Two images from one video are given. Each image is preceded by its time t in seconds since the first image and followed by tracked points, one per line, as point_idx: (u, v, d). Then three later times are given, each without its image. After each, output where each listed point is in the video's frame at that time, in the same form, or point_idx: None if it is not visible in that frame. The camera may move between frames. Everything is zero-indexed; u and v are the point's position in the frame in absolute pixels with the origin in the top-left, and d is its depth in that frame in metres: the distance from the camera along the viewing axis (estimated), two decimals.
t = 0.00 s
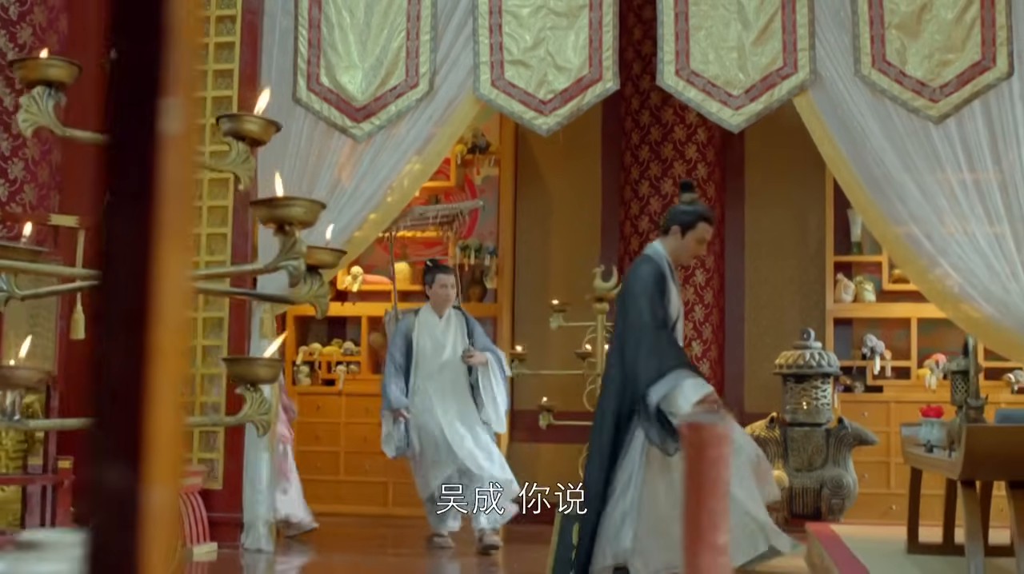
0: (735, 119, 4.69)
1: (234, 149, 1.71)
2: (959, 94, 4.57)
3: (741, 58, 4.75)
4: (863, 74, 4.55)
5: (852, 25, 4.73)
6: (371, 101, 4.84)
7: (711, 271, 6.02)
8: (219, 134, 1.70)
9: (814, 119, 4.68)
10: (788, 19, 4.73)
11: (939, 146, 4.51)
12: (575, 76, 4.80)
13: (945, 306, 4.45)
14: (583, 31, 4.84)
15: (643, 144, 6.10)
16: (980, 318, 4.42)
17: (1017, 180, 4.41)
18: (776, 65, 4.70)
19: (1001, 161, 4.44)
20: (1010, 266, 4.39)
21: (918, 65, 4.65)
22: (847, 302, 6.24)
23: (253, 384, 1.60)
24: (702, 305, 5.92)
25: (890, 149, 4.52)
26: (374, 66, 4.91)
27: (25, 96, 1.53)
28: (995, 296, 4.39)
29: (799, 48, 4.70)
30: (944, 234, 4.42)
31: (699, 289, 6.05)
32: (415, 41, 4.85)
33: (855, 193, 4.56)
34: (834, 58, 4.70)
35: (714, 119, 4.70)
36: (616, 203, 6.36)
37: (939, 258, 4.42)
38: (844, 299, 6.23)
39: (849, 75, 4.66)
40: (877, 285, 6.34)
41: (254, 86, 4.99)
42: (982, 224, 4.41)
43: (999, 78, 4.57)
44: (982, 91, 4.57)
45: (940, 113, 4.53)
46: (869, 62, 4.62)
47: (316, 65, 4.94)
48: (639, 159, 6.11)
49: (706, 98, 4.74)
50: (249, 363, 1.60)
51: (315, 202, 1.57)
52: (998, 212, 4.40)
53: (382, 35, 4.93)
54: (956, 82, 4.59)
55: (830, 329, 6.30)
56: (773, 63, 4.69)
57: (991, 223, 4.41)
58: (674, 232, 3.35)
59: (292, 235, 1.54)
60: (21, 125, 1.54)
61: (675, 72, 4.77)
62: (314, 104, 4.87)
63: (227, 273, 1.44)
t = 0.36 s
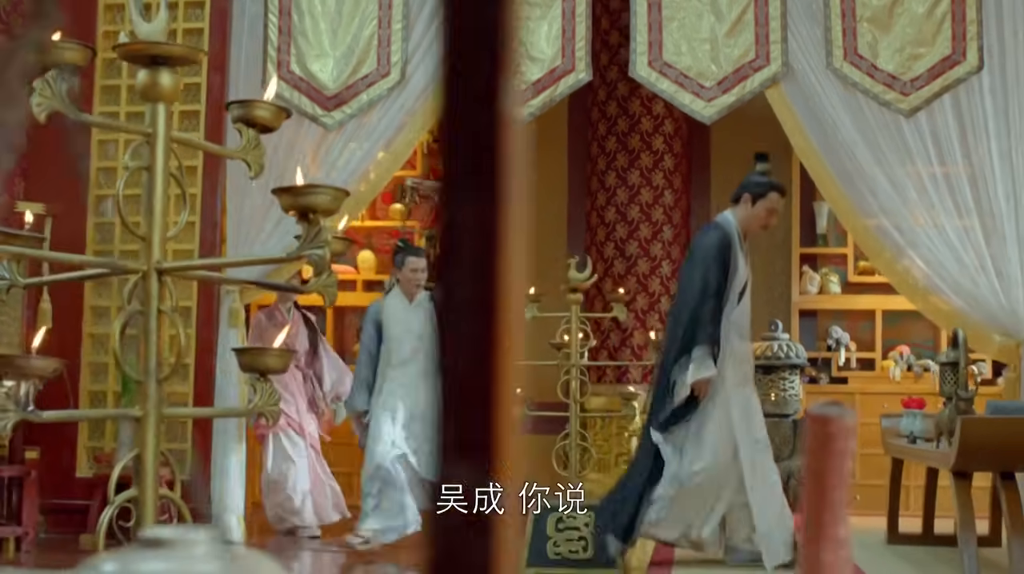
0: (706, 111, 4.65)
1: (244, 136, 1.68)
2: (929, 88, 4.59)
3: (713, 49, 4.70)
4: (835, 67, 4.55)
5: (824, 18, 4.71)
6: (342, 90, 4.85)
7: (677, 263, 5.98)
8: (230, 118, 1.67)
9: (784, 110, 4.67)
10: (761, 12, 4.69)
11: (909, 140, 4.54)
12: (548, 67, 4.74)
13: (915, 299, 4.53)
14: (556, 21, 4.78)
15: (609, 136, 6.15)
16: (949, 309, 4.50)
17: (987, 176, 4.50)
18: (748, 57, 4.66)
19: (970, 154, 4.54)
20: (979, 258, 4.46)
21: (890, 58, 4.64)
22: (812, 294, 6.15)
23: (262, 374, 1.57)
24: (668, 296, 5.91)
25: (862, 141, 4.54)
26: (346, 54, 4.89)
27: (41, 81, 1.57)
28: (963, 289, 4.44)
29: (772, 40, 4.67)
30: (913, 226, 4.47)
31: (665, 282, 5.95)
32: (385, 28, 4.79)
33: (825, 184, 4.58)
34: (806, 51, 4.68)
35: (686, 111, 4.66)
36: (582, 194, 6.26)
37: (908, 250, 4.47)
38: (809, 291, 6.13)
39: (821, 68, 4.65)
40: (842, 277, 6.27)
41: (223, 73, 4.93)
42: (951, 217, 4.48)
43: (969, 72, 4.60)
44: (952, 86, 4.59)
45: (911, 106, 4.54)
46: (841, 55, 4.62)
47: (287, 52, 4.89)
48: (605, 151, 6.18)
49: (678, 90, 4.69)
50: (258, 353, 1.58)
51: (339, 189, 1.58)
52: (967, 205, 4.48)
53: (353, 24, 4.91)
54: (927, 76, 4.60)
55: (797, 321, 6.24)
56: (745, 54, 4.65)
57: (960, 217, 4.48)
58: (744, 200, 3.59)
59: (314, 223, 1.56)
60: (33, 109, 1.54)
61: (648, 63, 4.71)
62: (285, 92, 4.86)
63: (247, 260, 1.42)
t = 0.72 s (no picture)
0: (677, 105, 4.65)
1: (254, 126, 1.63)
2: (898, 84, 4.56)
3: (685, 44, 4.70)
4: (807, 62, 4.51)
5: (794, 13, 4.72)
6: (312, 81, 4.80)
7: (642, 256, 5.85)
8: (238, 110, 1.63)
9: (755, 103, 4.68)
10: (731, 6, 4.70)
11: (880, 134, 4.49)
12: (519, 60, 4.75)
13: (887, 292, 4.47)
14: (527, 14, 4.77)
15: (576, 128, 5.92)
16: (916, 304, 4.53)
17: (956, 171, 4.54)
18: (720, 52, 4.67)
19: (939, 149, 4.55)
20: (945, 252, 4.50)
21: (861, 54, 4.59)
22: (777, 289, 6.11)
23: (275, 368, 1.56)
24: (634, 289, 5.78)
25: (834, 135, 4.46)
26: (317, 45, 4.85)
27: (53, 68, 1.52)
28: (931, 282, 4.49)
29: (743, 34, 4.68)
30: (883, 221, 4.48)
31: (630, 275, 5.81)
32: (358, 20, 4.84)
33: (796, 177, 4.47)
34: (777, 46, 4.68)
35: (657, 105, 4.65)
36: (548, 186, 6.07)
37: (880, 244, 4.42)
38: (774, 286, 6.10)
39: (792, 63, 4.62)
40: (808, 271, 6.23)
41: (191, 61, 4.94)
42: (920, 212, 4.50)
43: (938, 68, 4.59)
44: (921, 81, 4.57)
45: (880, 102, 4.49)
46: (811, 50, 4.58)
47: (256, 43, 4.86)
48: (572, 143, 5.92)
49: (650, 83, 4.68)
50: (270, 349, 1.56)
51: (363, 182, 1.54)
52: (936, 200, 4.52)
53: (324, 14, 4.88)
54: (896, 72, 4.57)
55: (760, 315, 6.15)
56: (716, 49, 4.66)
57: (929, 211, 4.52)
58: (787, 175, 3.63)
59: (337, 213, 1.49)
60: (48, 98, 1.48)
61: (619, 56, 4.71)
62: (253, 83, 4.81)
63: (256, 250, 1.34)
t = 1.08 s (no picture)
0: (645, 101, 4.58)
1: (254, 118, 1.60)
2: (864, 82, 4.58)
3: (651, 40, 4.64)
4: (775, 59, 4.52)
5: (761, 11, 4.68)
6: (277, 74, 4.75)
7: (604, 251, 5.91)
8: (237, 103, 1.59)
9: (722, 101, 4.63)
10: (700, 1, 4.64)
11: (844, 132, 4.54)
12: (487, 55, 4.76)
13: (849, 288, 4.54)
14: (494, 10, 4.78)
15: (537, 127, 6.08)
16: (880, 301, 4.51)
17: (919, 169, 4.53)
18: (686, 48, 4.60)
19: (903, 147, 4.55)
20: (909, 249, 4.46)
21: (826, 52, 4.63)
22: (740, 284, 5.78)
23: (271, 363, 1.55)
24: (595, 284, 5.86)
25: (798, 133, 4.52)
26: (281, 37, 4.81)
27: (55, 59, 1.47)
28: (895, 279, 4.42)
29: (710, 31, 4.62)
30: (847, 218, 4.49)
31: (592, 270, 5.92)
32: (322, 12, 4.78)
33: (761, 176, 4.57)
34: (744, 44, 4.65)
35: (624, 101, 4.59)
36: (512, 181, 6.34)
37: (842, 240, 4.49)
38: (737, 280, 5.77)
39: (758, 60, 4.62)
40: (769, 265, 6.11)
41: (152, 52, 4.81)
42: (885, 210, 4.49)
43: (903, 66, 4.61)
44: (886, 79, 4.60)
45: (845, 99, 4.54)
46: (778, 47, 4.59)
47: (220, 34, 4.82)
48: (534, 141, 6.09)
49: (617, 79, 4.62)
50: (267, 341, 1.56)
51: (372, 176, 1.48)
52: (900, 198, 4.51)
53: (290, 6, 4.84)
54: (862, 69, 4.60)
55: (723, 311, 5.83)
56: (683, 45, 4.59)
57: (893, 209, 4.50)
58: (846, 167, 3.11)
59: (348, 207, 1.45)
60: (51, 88, 1.45)
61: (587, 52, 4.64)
62: (218, 75, 4.77)
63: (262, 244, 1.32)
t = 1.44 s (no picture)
0: (612, 98, 4.60)
1: (245, 112, 1.58)
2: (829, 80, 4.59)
3: (619, 37, 4.65)
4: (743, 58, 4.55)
5: (727, 9, 4.70)
6: (243, 68, 4.74)
7: (568, 248, 5.98)
8: (228, 97, 1.58)
9: (688, 98, 4.62)
10: None
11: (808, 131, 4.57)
12: (453, 50, 4.73)
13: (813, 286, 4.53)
14: (461, 5, 4.76)
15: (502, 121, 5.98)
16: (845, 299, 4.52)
17: (885, 168, 4.55)
18: (654, 46, 4.61)
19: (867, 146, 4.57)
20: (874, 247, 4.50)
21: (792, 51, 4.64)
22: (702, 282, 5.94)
23: (261, 360, 1.53)
24: (559, 281, 5.91)
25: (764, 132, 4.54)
26: (247, 32, 4.78)
27: (50, 53, 1.43)
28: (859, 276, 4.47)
29: (676, 30, 4.63)
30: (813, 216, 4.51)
31: (557, 267, 5.94)
32: (288, 7, 4.75)
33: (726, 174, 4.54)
34: (711, 42, 4.66)
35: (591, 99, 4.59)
36: (473, 177, 6.24)
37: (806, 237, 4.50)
38: (699, 278, 5.93)
39: (725, 58, 4.62)
40: (731, 264, 6.06)
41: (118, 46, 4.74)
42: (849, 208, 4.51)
43: (868, 66, 4.61)
44: (851, 79, 4.59)
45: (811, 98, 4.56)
46: (744, 46, 4.59)
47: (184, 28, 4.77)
48: (498, 135, 6.00)
49: (584, 77, 4.62)
50: (259, 338, 1.55)
51: (373, 172, 1.47)
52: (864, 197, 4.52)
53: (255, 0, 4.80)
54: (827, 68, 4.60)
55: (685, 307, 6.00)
56: (650, 43, 4.61)
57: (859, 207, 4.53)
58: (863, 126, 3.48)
59: (348, 204, 1.40)
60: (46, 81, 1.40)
61: (553, 49, 4.63)
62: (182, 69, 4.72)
63: (255, 242, 1.28)
